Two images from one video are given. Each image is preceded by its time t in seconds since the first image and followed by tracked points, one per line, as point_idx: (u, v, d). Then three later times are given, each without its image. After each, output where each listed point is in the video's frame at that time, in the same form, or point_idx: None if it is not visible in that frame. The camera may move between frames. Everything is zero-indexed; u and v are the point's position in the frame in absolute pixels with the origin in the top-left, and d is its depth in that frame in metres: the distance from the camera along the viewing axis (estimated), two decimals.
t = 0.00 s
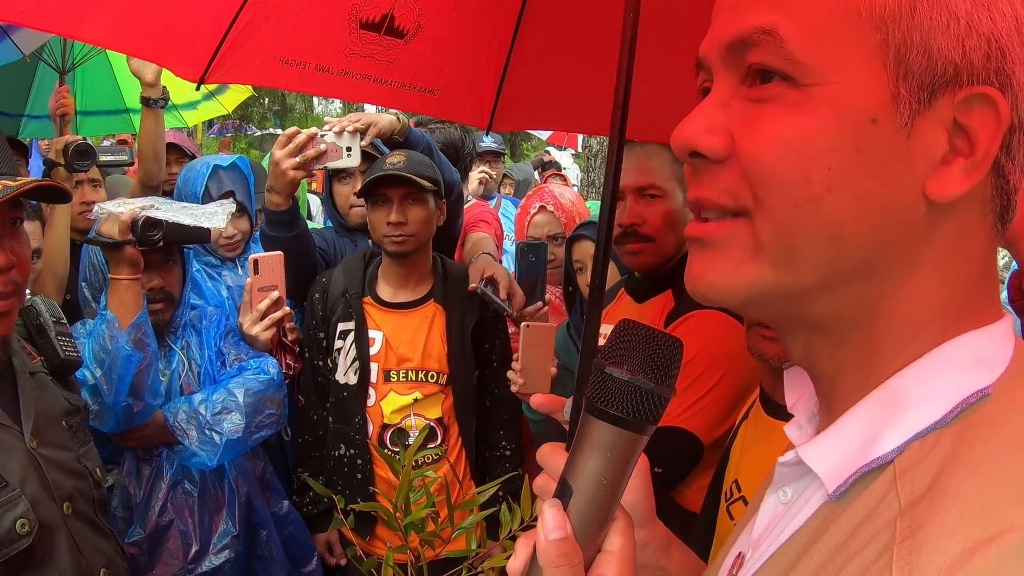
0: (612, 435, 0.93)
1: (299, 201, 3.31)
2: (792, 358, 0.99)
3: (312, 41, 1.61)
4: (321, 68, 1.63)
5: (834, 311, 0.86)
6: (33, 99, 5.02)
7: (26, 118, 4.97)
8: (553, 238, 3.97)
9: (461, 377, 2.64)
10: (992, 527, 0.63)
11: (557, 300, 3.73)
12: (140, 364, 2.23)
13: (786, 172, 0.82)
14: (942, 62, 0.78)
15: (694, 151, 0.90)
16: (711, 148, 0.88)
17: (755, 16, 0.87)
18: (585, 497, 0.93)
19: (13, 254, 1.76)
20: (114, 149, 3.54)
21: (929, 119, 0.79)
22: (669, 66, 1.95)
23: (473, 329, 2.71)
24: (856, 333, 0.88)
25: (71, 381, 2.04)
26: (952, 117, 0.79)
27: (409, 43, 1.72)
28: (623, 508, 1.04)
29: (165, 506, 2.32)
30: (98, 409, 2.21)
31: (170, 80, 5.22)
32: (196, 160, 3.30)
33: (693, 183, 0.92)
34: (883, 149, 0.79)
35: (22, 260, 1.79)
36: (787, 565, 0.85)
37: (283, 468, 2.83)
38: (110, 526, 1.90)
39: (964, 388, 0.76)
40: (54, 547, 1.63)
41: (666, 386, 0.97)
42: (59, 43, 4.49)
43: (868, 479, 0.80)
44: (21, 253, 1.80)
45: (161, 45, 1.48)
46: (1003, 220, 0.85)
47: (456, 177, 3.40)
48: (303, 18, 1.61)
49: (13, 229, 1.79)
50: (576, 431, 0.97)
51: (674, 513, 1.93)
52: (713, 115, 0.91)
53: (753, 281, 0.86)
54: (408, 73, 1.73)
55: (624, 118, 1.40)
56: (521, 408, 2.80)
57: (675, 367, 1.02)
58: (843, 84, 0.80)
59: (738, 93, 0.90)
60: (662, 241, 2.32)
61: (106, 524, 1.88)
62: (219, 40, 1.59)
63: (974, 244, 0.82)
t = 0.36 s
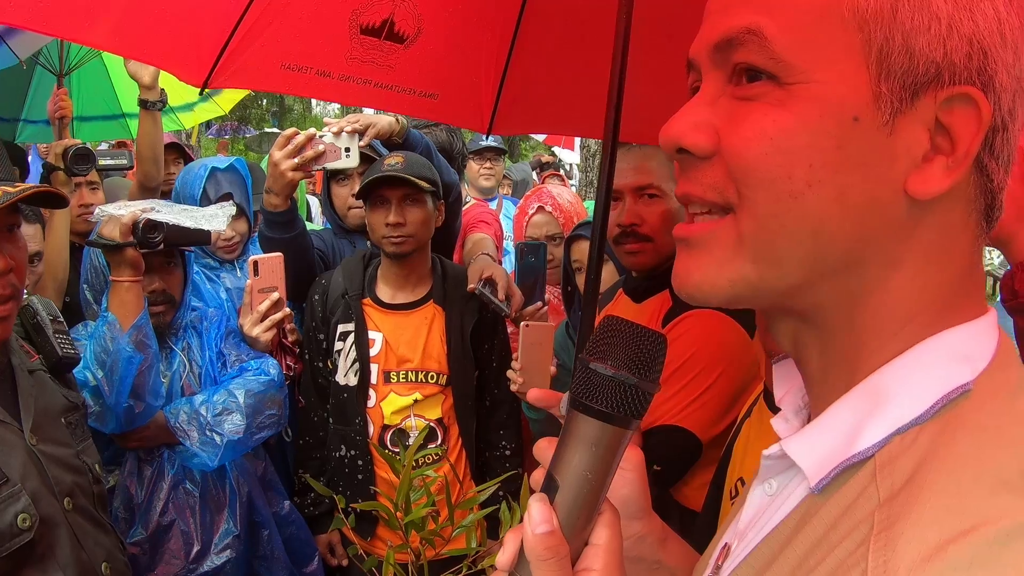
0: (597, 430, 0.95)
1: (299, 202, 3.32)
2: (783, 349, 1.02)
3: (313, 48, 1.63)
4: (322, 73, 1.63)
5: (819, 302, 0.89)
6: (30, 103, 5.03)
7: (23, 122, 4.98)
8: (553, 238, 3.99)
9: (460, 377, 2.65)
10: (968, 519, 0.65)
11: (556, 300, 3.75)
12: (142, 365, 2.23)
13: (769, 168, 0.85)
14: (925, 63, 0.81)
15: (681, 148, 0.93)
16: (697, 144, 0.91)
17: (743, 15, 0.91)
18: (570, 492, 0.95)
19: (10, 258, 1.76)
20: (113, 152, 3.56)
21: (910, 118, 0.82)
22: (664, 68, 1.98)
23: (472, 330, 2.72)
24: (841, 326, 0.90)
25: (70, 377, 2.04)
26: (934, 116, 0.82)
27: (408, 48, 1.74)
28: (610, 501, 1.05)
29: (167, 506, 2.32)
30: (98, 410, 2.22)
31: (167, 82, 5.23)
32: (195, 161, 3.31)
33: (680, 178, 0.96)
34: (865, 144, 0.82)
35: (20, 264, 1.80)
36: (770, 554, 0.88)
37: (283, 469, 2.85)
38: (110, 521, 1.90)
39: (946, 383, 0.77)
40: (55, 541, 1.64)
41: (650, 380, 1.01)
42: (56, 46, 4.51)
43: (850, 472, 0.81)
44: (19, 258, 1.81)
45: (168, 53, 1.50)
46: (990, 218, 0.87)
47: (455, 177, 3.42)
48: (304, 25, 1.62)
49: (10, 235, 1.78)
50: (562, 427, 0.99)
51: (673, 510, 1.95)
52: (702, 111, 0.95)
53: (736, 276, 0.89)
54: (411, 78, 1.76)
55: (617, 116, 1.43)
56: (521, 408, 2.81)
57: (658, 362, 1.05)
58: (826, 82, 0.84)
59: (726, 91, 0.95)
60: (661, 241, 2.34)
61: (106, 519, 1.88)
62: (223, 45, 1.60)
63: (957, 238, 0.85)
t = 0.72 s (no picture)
0: (598, 422, 0.95)
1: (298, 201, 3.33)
2: (776, 344, 1.02)
3: (315, 54, 1.63)
4: (325, 79, 1.65)
5: (811, 297, 0.88)
6: (19, 105, 4.98)
7: (12, 125, 4.97)
8: (553, 237, 3.98)
9: (460, 376, 2.64)
10: (967, 507, 0.64)
11: (555, 299, 3.75)
12: (142, 362, 2.23)
13: (756, 161, 0.86)
14: (907, 52, 0.81)
15: (671, 147, 0.93)
16: (686, 143, 0.91)
17: (728, 13, 0.92)
18: (572, 485, 0.94)
19: (9, 253, 1.76)
20: (111, 152, 3.56)
21: (894, 108, 0.82)
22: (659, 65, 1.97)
23: (473, 329, 2.72)
24: (832, 319, 0.90)
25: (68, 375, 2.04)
26: (918, 106, 0.82)
27: (409, 53, 1.75)
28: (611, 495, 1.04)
29: (166, 504, 2.32)
30: (99, 407, 2.20)
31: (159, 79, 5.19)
32: (193, 160, 3.30)
33: (671, 180, 0.96)
34: (851, 137, 0.82)
35: (19, 258, 1.79)
36: (769, 547, 0.87)
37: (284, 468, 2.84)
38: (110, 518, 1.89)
39: (942, 372, 0.77)
40: (54, 538, 1.63)
41: (650, 374, 1.02)
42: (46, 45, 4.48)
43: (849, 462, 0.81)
44: (18, 253, 1.80)
45: (173, 55, 1.50)
46: (977, 206, 0.87)
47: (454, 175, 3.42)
48: (306, 32, 1.63)
49: (8, 229, 1.79)
50: (563, 421, 0.99)
51: (674, 507, 1.94)
52: (689, 111, 0.95)
53: (730, 272, 0.89)
54: (411, 84, 1.77)
55: (609, 112, 1.43)
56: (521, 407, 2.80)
57: (657, 357, 1.07)
58: (809, 77, 0.85)
59: (712, 90, 0.95)
60: (661, 238, 2.33)
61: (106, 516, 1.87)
62: (226, 48, 1.60)
63: (945, 228, 0.85)
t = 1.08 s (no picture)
0: (611, 414, 0.94)
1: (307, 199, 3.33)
2: (785, 339, 1.01)
3: (329, 52, 1.64)
4: (337, 76, 1.64)
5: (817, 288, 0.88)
6: (29, 107, 5.07)
7: (24, 124, 5.04)
8: (562, 234, 3.96)
9: (471, 375, 2.63)
10: (979, 497, 0.63)
11: (565, 296, 3.73)
12: (151, 361, 2.23)
13: (765, 155, 0.84)
14: (912, 46, 0.80)
15: (681, 142, 0.92)
16: (696, 139, 0.90)
17: (734, 9, 0.90)
18: (586, 475, 0.93)
19: (23, 250, 1.77)
20: (119, 152, 3.56)
21: (900, 102, 0.80)
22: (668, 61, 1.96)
23: (484, 327, 2.71)
24: (839, 312, 0.88)
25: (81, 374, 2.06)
26: (924, 100, 0.80)
27: (422, 50, 1.75)
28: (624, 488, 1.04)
29: (177, 503, 2.33)
30: (109, 406, 2.23)
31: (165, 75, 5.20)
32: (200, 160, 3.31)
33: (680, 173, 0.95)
34: (855, 131, 0.81)
35: (33, 256, 1.81)
36: (781, 540, 0.86)
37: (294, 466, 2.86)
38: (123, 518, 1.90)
39: (953, 363, 0.75)
40: (68, 537, 1.64)
41: (662, 365, 1.00)
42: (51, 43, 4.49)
43: (859, 455, 0.80)
44: (32, 250, 1.82)
45: (189, 57, 1.50)
46: (985, 198, 0.86)
47: (464, 173, 3.41)
48: (321, 30, 1.63)
49: (23, 226, 1.80)
50: (575, 413, 0.98)
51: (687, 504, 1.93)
52: (698, 105, 0.93)
53: (734, 262, 0.88)
54: (422, 79, 1.77)
55: (618, 107, 1.42)
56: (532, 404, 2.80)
57: (669, 348, 1.04)
58: (813, 72, 0.83)
59: (721, 84, 0.92)
60: (672, 234, 2.33)
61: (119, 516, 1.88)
62: (238, 47, 1.58)
63: (953, 221, 0.83)
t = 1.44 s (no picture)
0: (608, 416, 0.95)
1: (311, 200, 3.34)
2: (783, 336, 1.01)
3: (335, 50, 1.66)
4: (343, 74, 1.66)
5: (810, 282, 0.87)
6: (38, 108, 5.11)
7: (34, 124, 5.10)
8: (567, 234, 3.96)
9: (476, 375, 2.63)
10: (974, 496, 0.62)
11: (569, 296, 3.72)
12: (156, 361, 2.24)
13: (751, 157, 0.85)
14: (898, 43, 0.80)
15: (671, 141, 0.93)
16: (685, 138, 0.92)
17: (720, 10, 0.91)
18: (582, 479, 0.93)
19: (28, 252, 1.77)
20: (123, 154, 3.57)
21: (888, 98, 0.81)
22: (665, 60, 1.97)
23: (489, 327, 2.71)
24: (832, 308, 0.89)
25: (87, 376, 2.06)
26: (914, 95, 0.80)
27: (427, 49, 1.77)
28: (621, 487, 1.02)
29: (181, 505, 2.33)
30: (114, 408, 2.23)
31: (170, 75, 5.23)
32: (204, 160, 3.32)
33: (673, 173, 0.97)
34: (842, 129, 0.82)
35: (38, 257, 1.81)
36: (779, 539, 0.85)
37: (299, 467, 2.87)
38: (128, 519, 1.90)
39: (947, 362, 0.75)
40: (73, 539, 1.64)
41: (658, 366, 1.03)
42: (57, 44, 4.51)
43: (855, 455, 0.78)
44: (37, 252, 1.82)
45: (191, 56, 1.50)
46: (979, 196, 0.85)
47: (468, 173, 3.39)
48: (326, 28, 1.65)
49: (28, 228, 1.80)
50: (573, 415, 0.99)
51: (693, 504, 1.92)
52: (687, 106, 0.95)
53: (729, 264, 0.90)
54: (427, 78, 1.78)
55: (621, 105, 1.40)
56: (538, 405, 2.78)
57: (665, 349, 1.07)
58: (800, 70, 0.84)
59: (710, 85, 0.94)
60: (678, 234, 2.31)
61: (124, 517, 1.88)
62: (243, 47, 1.60)
63: (945, 217, 0.83)
